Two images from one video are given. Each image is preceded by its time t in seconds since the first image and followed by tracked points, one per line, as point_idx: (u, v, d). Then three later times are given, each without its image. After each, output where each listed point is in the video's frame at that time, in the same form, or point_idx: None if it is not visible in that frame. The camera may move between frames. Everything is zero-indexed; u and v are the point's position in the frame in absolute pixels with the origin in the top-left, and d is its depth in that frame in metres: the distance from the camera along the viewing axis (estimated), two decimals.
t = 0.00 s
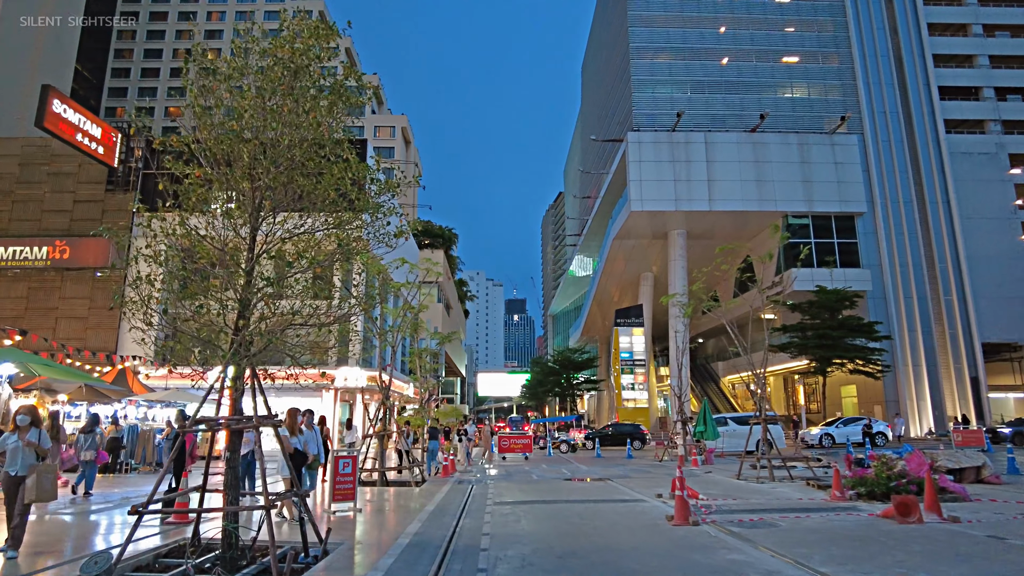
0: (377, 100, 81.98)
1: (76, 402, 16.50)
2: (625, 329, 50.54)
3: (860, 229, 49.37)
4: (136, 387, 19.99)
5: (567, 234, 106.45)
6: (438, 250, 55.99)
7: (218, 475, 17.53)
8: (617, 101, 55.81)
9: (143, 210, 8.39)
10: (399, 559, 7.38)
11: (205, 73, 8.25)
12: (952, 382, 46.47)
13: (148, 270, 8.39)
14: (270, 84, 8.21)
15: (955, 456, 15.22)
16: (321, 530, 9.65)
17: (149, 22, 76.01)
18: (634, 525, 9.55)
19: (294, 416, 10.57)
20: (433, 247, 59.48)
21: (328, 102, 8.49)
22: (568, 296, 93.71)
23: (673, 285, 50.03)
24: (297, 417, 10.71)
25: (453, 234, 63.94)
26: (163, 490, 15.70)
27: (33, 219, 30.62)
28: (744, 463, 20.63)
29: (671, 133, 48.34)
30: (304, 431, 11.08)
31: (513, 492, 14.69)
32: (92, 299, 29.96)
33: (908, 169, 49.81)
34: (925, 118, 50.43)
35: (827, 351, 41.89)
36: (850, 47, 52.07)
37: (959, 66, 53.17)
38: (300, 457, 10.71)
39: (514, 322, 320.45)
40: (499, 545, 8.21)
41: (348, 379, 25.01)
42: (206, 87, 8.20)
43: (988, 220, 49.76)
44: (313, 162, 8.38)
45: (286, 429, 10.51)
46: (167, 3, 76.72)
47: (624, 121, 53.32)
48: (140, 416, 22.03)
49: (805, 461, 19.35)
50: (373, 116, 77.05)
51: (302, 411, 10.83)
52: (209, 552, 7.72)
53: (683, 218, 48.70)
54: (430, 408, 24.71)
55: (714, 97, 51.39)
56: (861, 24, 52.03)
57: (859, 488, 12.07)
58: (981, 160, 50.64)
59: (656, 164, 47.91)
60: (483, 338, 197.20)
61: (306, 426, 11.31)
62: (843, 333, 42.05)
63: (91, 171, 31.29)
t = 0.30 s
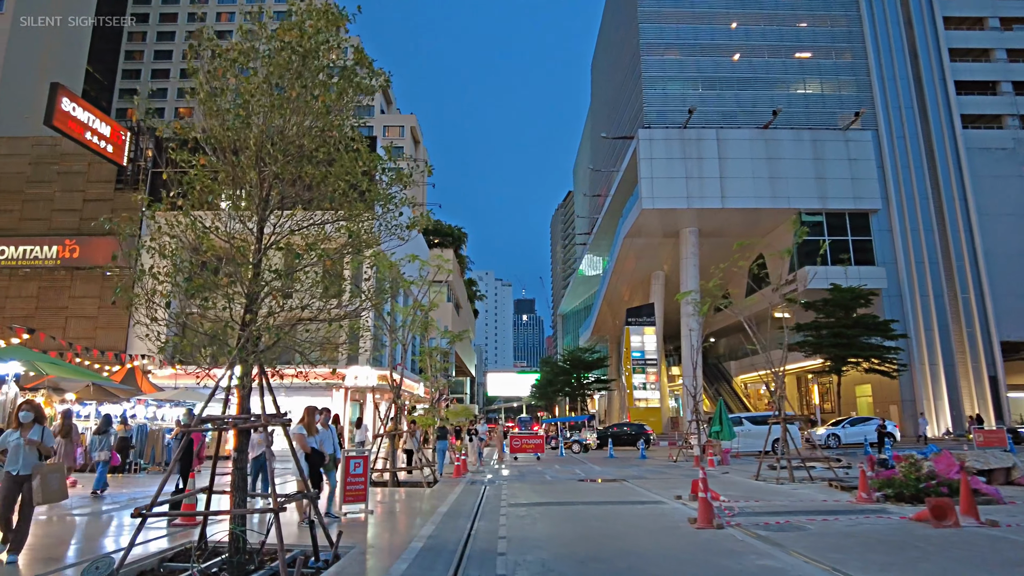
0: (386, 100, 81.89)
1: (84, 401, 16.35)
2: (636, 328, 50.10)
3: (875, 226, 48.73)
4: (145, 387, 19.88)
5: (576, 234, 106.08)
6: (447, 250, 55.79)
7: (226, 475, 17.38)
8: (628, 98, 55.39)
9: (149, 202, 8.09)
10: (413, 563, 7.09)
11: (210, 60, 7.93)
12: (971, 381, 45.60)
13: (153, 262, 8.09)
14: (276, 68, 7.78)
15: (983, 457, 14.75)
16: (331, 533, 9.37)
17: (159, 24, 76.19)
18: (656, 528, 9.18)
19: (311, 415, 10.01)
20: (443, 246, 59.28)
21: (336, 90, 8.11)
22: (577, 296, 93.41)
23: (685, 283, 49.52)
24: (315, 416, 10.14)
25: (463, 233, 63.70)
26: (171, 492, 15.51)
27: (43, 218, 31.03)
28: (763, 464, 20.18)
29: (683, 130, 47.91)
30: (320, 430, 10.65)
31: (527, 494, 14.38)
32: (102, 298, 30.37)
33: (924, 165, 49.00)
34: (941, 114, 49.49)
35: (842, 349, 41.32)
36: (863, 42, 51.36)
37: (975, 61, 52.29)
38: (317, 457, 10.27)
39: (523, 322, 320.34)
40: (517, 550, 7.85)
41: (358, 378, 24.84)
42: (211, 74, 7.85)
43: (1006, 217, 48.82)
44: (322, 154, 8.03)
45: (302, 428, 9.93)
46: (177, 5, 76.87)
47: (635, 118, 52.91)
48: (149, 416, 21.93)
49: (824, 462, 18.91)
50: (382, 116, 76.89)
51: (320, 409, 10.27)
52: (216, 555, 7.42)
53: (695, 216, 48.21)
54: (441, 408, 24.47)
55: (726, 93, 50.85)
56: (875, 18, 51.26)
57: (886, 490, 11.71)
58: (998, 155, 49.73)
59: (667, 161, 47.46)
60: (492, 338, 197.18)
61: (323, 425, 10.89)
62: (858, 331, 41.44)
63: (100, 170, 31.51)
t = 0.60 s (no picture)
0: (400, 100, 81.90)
1: (98, 400, 16.18)
2: (652, 328, 49.54)
3: (896, 224, 47.84)
4: (159, 387, 19.74)
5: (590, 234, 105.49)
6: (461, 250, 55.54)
7: (240, 476, 17.22)
8: (643, 96, 54.86)
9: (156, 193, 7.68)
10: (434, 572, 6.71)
11: (221, 44, 7.59)
12: (997, 381, 44.08)
13: (163, 255, 7.73)
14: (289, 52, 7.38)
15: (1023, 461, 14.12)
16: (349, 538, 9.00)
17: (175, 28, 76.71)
18: (687, 534, 8.76)
19: (338, 416, 9.54)
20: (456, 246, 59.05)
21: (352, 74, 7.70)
22: (592, 296, 92.84)
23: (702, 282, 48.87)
24: (344, 417, 9.59)
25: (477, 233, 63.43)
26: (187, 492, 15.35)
27: (59, 219, 31.22)
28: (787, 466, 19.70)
29: (700, 127, 47.28)
30: (346, 432, 9.91)
31: (547, 496, 14.02)
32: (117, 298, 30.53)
33: (947, 162, 47.84)
34: (964, 109, 48.15)
35: (864, 349, 40.53)
36: (883, 36, 50.49)
37: (999, 54, 51.16)
38: (341, 461, 9.41)
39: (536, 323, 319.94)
40: (543, 558, 7.43)
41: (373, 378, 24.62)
42: (221, 57, 7.47)
43: None
44: (338, 143, 7.66)
45: (328, 429, 9.41)
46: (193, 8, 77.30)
47: (650, 116, 52.38)
48: (164, 415, 21.80)
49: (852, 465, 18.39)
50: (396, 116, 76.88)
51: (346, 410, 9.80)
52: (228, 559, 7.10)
53: (712, 213, 47.56)
54: (456, 409, 24.17)
55: (743, 90, 50.22)
56: (895, 13, 50.35)
57: (925, 495, 11.19)
58: None
59: (684, 158, 46.85)
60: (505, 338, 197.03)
61: (349, 428, 10.17)
62: (880, 330, 40.63)
63: (116, 170, 31.61)
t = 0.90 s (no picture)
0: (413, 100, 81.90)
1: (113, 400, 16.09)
2: (668, 327, 49.04)
3: (917, 220, 46.97)
4: (173, 387, 19.62)
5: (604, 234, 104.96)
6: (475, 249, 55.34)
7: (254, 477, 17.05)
8: (658, 93, 54.37)
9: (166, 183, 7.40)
10: None
11: (232, 27, 7.33)
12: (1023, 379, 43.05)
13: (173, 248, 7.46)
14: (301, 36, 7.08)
15: None
16: (367, 542, 8.74)
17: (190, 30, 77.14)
18: (717, 538, 8.42)
19: (369, 413, 9.37)
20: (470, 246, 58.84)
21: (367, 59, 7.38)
22: (606, 296, 92.29)
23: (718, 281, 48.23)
24: (374, 414, 9.40)
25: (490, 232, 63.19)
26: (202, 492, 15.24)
27: (75, 219, 31.37)
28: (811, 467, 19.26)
29: (715, 124, 46.67)
30: (377, 431, 9.66)
31: (567, 498, 13.70)
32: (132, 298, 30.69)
33: (970, 156, 46.39)
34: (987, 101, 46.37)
35: (885, 348, 39.72)
36: (903, 30, 49.66)
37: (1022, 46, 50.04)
38: (368, 460, 9.13)
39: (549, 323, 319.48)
40: (569, 563, 7.11)
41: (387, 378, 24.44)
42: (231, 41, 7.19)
43: None
44: (354, 130, 7.36)
45: (357, 427, 9.21)
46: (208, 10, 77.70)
47: (665, 112, 51.87)
48: (178, 415, 21.76)
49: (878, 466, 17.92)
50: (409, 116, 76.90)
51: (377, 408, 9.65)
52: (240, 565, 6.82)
53: (729, 211, 46.94)
54: (472, 409, 23.91)
55: (759, 86, 49.62)
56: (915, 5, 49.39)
57: (963, 498, 10.79)
58: None
59: (700, 155, 46.26)
60: (518, 338, 196.84)
61: (380, 425, 9.97)
62: (902, 329, 39.85)
63: (131, 170, 31.74)
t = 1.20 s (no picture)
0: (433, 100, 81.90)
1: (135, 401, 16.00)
2: (692, 326, 48.29)
3: (948, 215, 45.66)
4: (196, 387, 19.58)
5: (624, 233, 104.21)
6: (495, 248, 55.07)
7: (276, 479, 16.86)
8: (679, 89, 53.63)
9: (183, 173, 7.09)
10: None
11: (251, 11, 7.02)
12: None
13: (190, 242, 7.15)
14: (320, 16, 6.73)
15: None
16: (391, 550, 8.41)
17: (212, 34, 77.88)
18: (762, 546, 7.94)
19: (405, 414, 9.07)
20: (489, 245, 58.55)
21: (391, 41, 7.03)
22: (626, 295, 91.60)
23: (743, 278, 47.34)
24: (410, 417, 9.12)
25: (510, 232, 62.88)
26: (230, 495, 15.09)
27: (98, 221, 31.69)
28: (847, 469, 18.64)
29: (739, 118, 45.78)
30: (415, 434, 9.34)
31: (597, 501, 13.28)
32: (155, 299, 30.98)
33: (1004, 147, 44.93)
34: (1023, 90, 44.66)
35: (916, 346, 38.53)
36: (933, 19, 48.40)
37: None
38: (407, 462, 8.72)
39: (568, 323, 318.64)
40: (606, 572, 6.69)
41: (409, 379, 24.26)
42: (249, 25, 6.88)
43: None
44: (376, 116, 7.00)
45: (393, 429, 8.87)
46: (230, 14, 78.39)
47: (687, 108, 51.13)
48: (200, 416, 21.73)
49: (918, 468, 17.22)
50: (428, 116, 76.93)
51: (411, 411, 9.36)
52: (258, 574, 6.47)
53: (753, 207, 46.04)
54: (495, 409, 23.59)
55: (783, 79, 48.70)
56: None
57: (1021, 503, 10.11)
58: None
59: (723, 150, 45.40)
60: (538, 338, 196.58)
61: (414, 428, 9.72)
62: (934, 326, 38.72)
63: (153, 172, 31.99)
